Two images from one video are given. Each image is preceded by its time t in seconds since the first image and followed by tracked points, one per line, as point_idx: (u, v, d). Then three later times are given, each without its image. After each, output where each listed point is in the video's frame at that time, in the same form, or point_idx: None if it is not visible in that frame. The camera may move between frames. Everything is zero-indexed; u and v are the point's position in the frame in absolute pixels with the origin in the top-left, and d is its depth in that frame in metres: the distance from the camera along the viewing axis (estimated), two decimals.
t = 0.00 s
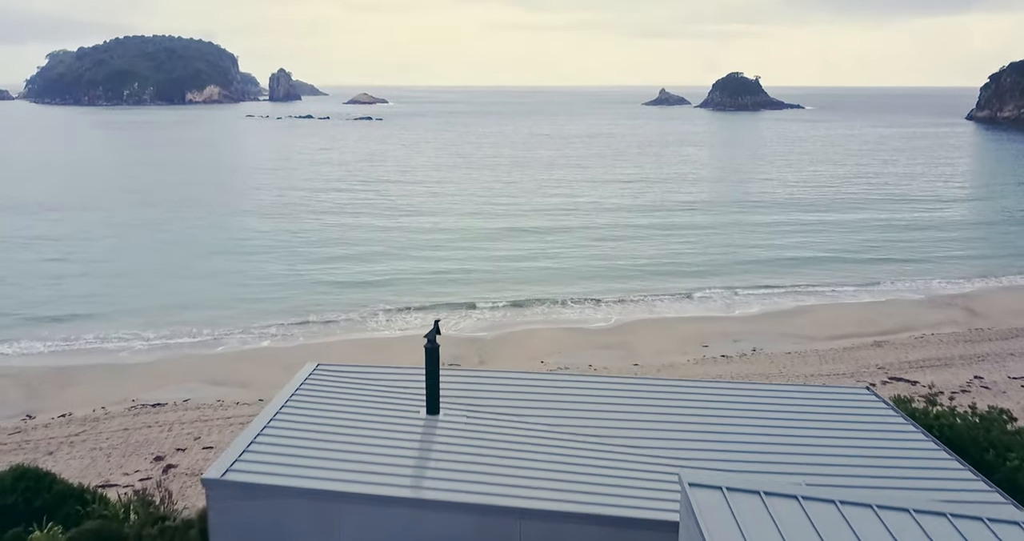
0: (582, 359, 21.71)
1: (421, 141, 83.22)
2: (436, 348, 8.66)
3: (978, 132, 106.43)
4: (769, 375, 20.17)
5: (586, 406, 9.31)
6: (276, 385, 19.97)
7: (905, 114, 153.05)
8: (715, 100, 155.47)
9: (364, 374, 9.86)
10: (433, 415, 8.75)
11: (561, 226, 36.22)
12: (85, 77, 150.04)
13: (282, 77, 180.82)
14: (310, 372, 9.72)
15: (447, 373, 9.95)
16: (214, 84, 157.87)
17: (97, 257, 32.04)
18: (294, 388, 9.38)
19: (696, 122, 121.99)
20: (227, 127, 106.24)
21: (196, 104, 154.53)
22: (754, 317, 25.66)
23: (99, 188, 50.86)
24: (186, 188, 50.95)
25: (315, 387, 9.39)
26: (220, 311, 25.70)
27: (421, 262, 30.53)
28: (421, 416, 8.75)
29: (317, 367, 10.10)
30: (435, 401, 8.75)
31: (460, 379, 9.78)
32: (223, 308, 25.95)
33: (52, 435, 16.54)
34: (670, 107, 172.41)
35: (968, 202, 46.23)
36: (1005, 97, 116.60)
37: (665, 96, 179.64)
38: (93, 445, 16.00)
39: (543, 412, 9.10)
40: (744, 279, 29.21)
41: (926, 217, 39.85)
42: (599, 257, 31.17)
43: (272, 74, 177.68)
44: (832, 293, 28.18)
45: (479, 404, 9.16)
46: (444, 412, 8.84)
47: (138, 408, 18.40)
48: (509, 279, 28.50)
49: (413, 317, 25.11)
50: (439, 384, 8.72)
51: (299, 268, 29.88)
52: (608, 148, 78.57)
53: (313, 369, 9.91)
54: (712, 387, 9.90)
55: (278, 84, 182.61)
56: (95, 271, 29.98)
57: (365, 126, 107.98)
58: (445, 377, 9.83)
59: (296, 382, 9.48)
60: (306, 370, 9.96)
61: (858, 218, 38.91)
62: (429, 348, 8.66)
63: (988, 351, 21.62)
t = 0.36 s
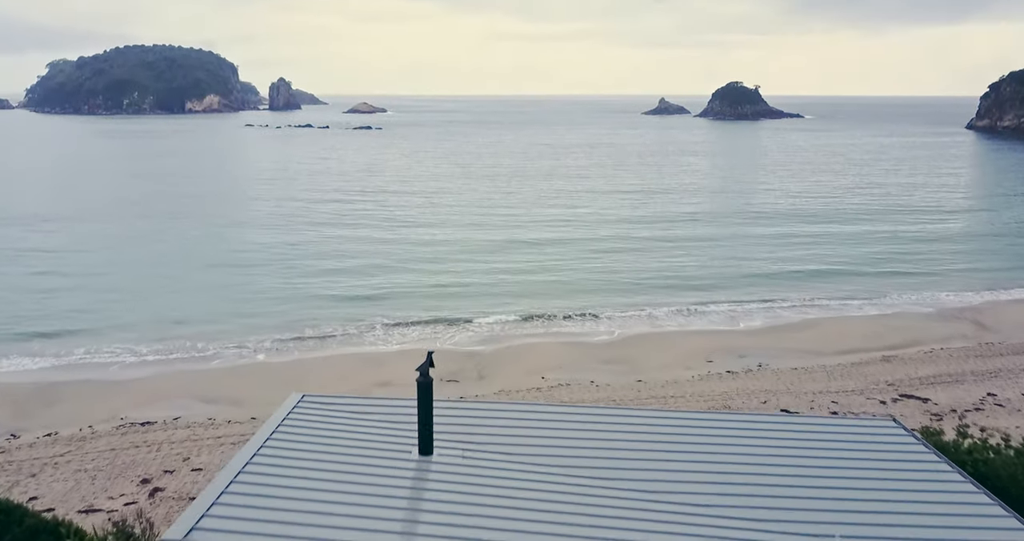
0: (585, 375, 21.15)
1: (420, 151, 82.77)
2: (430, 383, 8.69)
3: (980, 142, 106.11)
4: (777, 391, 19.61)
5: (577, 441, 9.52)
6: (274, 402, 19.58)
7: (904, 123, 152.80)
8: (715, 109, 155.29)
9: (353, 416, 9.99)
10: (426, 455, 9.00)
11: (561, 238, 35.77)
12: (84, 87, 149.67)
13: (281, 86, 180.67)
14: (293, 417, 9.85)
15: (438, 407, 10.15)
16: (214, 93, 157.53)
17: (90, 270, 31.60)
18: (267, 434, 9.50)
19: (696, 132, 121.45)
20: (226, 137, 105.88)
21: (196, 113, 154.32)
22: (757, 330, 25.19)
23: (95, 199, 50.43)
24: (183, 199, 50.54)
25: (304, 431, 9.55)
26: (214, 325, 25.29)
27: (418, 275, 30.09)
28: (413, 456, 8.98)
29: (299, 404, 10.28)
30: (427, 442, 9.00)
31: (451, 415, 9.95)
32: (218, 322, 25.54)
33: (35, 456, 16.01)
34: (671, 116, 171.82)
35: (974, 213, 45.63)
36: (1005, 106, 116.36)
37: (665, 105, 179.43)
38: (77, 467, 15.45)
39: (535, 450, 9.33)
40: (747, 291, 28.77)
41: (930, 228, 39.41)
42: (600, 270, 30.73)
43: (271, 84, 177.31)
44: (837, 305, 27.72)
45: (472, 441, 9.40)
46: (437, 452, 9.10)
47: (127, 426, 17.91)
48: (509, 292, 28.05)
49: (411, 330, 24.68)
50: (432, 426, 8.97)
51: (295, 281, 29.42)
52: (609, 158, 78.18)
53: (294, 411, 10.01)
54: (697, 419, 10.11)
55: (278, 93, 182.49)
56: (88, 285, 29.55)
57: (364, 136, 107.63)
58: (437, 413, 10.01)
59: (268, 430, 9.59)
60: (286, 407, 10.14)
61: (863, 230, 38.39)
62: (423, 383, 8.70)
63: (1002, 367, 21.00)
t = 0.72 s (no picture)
0: (589, 392, 20.61)
1: (421, 161, 82.35)
2: (422, 422, 8.54)
3: (980, 152, 105.88)
4: (784, 409, 19.05)
5: (576, 487, 9.18)
6: (268, 421, 18.96)
7: (904, 133, 152.71)
8: (714, 118, 155.19)
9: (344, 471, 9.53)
10: (418, 504, 8.77)
11: (561, 251, 35.29)
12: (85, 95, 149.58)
13: (281, 95, 180.55)
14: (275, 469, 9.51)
15: (430, 455, 9.81)
16: (214, 102, 157.47)
17: (83, 284, 31.08)
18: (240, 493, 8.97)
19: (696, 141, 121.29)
20: (225, 146, 105.43)
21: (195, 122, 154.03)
22: (762, 344, 24.69)
23: (92, 210, 49.96)
24: (180, 210, 50.08)
25: (292, 488, 9.09)
26: (209, 341, 24.74)
27: (417, 289, 29.59)
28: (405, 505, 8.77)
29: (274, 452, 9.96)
30: (419, 489, 8.78)
31: (446, 463, 9.61)
32: (212, 338, 24.99)
33: (17, 478, 15.42)
34: (670, 126, 171.95)
35: (979, 224, 45.18)
36: (1005, 115, 116.21)
37: (665, 115, 179.28)
38: (61, 490, 14.87)
39: (535, 499, 8.99)
40: (751, 306, 28.26)
41: (935, 240, 38.94)
42: (601, 284, 30.24)
43: (271, 93, 177.39)
44: (844, 319, 27.20)
45: (470, 493, 9.05)
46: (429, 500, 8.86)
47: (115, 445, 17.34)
48: (509, 306, 27.53)
49: (407, 345, 24.14)
50: (423, 473, 8.76)
51: (291, 295, 28.91)
52: (609, 168, 77.80)
53: (272, 459, 9.78)
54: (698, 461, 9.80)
55: (277, 103, 182.34)
56: (80, 299, 29.04)
57: (364, 145, 107.21)
58: (429, 461, 9.69)
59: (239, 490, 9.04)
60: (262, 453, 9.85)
61: (868, 242, 37.86)
62: (414, 422, 8.50)
63: (1016, 385, 20.42)
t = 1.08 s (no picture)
0: (591, 409, 20.07)
1: (421, 171, 82.04)
2: (414, 473, 6.69)
3: (980, 161, 105.75)
4: (792, 428, 18.48)
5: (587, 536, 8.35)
6: (260, 440, 18.36)
7: (904, 142, 152.68)
8: (714, 128, 155.27)
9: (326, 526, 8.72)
10: None
11: (561, 264, 34.81)
12: (85, 104, 149.69)
13: (281, 104, 180.60)
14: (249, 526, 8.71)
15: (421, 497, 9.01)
16: (214, 111, 157.55)
17: (76, 298, 30.55)
18: None
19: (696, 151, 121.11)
20: (224, 156, 105.15)
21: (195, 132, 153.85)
22: (767, 360, 24.12)
23: (90, 221, 49.59)
24: (176, 222, 49.60)
25: None
26: (201, 357, 24.24)
27: (413, 303, 29.07)
28: None
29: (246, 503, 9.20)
30: None
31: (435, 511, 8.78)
32: (204, 353, 24.48)
33: None
34: (670, 135, 172.05)
35: (984, 235, 44.76)
36: (1005, 125, 116.10)
37: (665, 124, 179.23)
38: (43, 516, 14.29)
39: None
40: (755, 321, 27.72)
41: (940, 252, 38.45)
42: (602, 297, 29.74)
43: (271, 102, 177.48)
44: (850, 334, 26.65)
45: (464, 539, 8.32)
46: None
47: (101, 467, 16.76)
48: (507, 321, 26.98)
49: (404, 360, 23.60)
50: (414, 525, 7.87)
51: (286, 310, 28.37)
52: (609, 178, 77.49)
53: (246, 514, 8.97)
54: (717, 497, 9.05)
55: (277, 112, 182.39)
56: (71, 314, 28.49)
57: (363, 155, 106.99)
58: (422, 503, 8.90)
59: None
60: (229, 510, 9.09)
61: (872, 255, 37.39)
62: (404, 474, 6.64)
63: None
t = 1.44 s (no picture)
0: (594, 427, 19.46)
1: (420, 180, 81.54)
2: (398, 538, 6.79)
3: (981, 171, 105.43)
4: (802, 447, 17.87)
5: None
6: (252, 460, 17.77)
7: (904, 152, 152.55)
8: (714, 137, 155.18)
9: None
10: None
11: (562, 277, 34.35)
12: (85, 113, 149.28)
13: (281, 114, 180.67)
14: None
15: None
16: (214, 121, 157.29)
17: (70, 312, 30.08)
18: None
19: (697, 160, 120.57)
20: (224, 166, 104.98)
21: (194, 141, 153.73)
22: (773, 375, 23.57)
23: (87, 232, 49.10)
24: (174, 233, 49.22)
25: None
26: (195, 372, 23.72)
27: (412, 317, 28.61)
28: None
29: None
30: None
31: None
32: (198, 369, 23.99)
33: None
34: (670, 145, 171.61)
35: (990, 247, 44.20)
36: (1005, 134, 115.85)
37: (664, 134, 179.18)
38: None
39: None
40: (760, 335, 27.24)
41: (945, 264, 38.02)
42: (603, 311, 29.27)
43: (271, 112, 177.35)
44: (857, 348, 26.14)
45: None
46: None
47: (87, 489, 16.19)
48: (508, 336, 26.49)
49: (403, 375, 23.06)
50: None
51: (283, 325, 27.89)
52: (610, 188, 77.19)
53: None
54: None
55: (277, 121, 182.40)
56: (64, 328, 28.00)
57: (363, 165, 106.78)
58: None
59: None
60: None
61: (879, 268, 36.85)
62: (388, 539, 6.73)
63: None
